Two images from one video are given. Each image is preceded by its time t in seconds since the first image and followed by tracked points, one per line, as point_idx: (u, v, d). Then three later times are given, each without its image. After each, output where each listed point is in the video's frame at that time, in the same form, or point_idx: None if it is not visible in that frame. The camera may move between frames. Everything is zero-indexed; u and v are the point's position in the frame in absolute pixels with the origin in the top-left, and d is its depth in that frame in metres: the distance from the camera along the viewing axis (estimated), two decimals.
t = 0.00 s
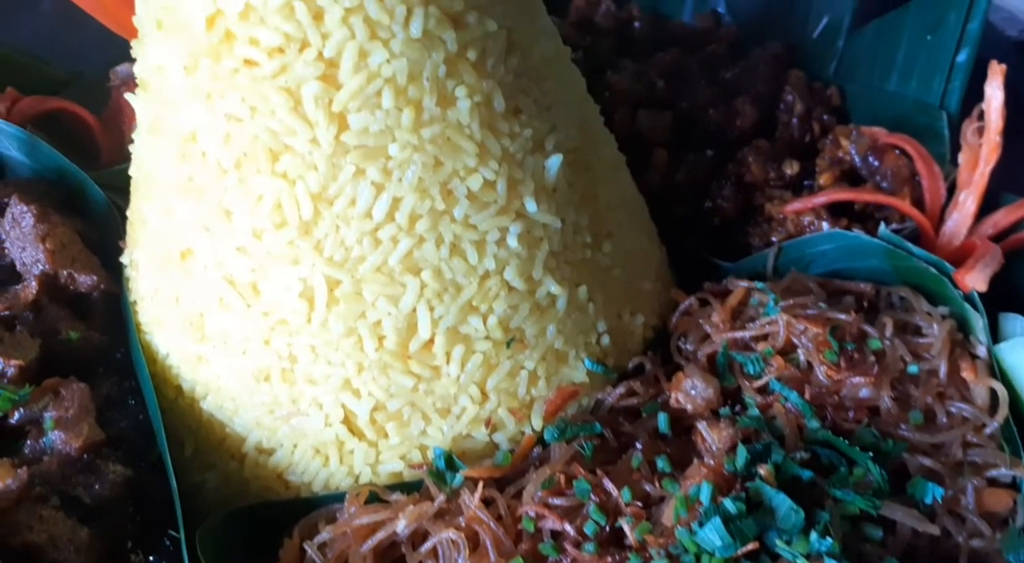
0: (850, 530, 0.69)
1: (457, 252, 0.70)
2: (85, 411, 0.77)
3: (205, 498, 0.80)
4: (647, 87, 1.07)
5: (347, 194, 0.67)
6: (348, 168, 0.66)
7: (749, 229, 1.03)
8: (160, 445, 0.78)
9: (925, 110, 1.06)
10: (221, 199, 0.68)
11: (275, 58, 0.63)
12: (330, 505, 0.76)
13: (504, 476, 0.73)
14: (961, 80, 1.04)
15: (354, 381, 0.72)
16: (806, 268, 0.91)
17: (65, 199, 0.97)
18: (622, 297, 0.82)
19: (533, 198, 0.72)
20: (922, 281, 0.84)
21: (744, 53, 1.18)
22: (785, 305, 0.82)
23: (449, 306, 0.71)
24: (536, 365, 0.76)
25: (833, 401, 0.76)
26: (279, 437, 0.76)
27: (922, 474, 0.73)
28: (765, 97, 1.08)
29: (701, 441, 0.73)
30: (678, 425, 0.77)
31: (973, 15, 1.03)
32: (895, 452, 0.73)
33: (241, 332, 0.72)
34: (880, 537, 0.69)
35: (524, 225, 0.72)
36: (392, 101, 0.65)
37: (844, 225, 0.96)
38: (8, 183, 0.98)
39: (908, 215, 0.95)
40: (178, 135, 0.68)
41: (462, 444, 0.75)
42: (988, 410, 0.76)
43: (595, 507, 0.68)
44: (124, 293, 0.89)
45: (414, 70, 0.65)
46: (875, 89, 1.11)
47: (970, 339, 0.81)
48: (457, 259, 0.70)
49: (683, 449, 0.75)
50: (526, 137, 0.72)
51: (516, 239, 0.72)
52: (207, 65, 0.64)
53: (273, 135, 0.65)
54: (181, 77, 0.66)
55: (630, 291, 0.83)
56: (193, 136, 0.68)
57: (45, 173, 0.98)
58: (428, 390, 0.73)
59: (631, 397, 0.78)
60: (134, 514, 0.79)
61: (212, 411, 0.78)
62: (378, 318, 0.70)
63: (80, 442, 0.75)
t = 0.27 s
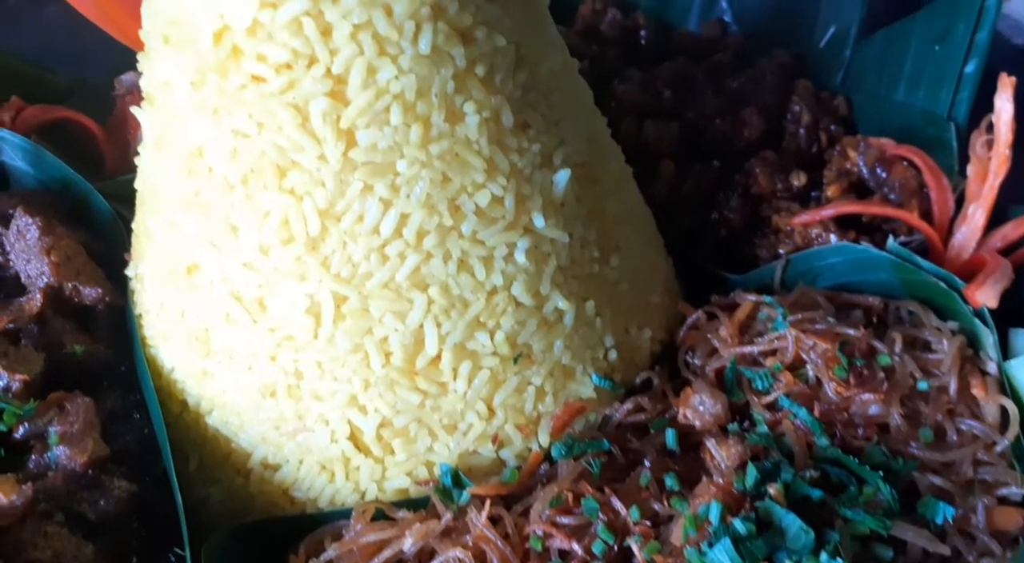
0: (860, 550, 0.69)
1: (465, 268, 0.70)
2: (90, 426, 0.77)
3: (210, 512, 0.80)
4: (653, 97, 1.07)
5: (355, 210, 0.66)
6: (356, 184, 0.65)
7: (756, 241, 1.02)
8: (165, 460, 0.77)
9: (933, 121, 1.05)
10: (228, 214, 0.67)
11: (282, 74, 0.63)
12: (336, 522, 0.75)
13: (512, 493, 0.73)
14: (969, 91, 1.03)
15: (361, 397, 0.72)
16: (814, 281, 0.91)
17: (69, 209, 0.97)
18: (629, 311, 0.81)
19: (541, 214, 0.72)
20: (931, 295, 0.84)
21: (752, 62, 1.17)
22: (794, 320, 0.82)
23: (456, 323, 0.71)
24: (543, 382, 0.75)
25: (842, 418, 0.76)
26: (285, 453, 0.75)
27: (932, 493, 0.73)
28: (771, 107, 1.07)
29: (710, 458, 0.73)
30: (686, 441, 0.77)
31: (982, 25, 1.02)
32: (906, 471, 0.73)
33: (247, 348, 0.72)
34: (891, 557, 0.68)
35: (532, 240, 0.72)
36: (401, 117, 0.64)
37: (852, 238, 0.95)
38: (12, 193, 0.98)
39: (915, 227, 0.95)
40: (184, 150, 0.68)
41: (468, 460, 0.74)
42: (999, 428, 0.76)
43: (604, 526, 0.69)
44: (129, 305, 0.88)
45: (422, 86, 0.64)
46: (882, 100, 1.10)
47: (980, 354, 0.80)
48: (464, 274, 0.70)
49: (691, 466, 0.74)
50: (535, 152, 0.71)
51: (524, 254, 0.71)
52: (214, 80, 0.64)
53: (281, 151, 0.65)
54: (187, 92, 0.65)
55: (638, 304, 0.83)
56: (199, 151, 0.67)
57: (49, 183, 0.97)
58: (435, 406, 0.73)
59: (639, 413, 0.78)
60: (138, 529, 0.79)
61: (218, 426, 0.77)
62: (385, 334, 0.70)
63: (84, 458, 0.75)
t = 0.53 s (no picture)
0: None
1: (472, 282, 0.70)
2: (96, 437, 0.77)
3: (214, 525, 0.80)
4: (659, 107, 1.07)
5: (362, 225, 0.66)
6: (363, 199, 0.65)
7: (761, 252, 1.02)
8: (171, 473, 0.78)
9: (939, 132, 1.04)
10: (235, 228, 0.67)
11: (290, 89, 0.63)
12: (342, 535, 0.76)
13: (517, 508, 0.73)
14: (976, 102, 1.02)
15: (367, 411, 0.72)
16: (820, 293, 0.91)
17: (75, 218, 0.97)
18: (635, 323, 0.81)
19: (548, 227, 0.71)
20: (938, 308, 0.84)
21: (756, 72, 1.18)
22: (800, 333, 0.82)
23: (462, 336, 0.71)
24: (549, 396, 0.75)
25: (849, 433, 0.76)
26: (291, 466, 0.75)
27: (939, 509, 0.74)
28: (777, 117, 1.07)
29: (715, 473, 0.73)
30: (691, 455, 0.77)
31: (988, 35, 1.02)
32: (912, 487, 0.74)
33: (253, 361, 0.72)
34: None
35: (539, 254, 0.71)
36: (408, 132, 0.64)
37: (859, 250, 0.95)
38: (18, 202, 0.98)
39: (922, 239, 0.94)
40: (191, 163, 0.68)
41: (474, 474, 0.74)
42: (1005, 444, 0.77)
43: (610, 542, 0.69)
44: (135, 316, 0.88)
45: (430, 101, 0.64)
46: (887, 110, 1.09)
47: (987, 369, 0.80)
48: (471, 288, 0.70)
49: (698, 481, 0.74)
50: (541, 166, 0.71)
51: (531, 268, 0.71)
52: (222, 95, 0.64)
53: (288, 165, 0.65)
54: (195, 106, 0.65)
55: (644, 316, 0.82)
56: (206, 165, 0.67)
57: (55, 192, 0.97)
58: (441, 420, 0.72)
59: (645, 427, 0.78)
60: (142, 540, 0.80)
61: (224, 438, 0.77)
62: (391, 348, 0.70)
63: (90, 470, 0.76)
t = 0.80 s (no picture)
0: None
1: (484, 302, 0.69)
2: (106, 456, 0.77)
3: (224, 543, 0.80)
4: (670, 121, 1.07)
5: (375, 246, 0.66)
6: (376, 220, 0.65)
7: (773, 267, 1.01)
8: (181, 491, 0.77)
9: (952, 147, 1.03)
10: (246, 249, 0.67)
11: (304, 111, 0.63)
12: (352, 554, 0.75)
13: (529, 529, 0.72)
14: (988, 118, 1.01)
15: (378, 432, 0.71)
16: (832, 310, 0.90)
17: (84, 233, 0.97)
18: (646, 343, 0.81)
19: (560, 248, 0.71)
20: (952, 328, 0.83)
21: (768, 84, 1.17)
22: (813, 352, 0.81)
23: (474, 357, 0.70)
24: (560, 416, 0.74)
25: (863, 454, 0.76)
26: (301, 485, 0.75)
27: (953, 532, 0.74)
28: (788, 132, 1.07)
29: (728, 494, 0.73)
30: (704, 476, 0.76)
31: (1000, 52, 1.01)
32: (927, 510, 0.74)
33: (264, 381, 0.71)
34: None
35: (551, 274, 0.71)
36: (422, 154, 0.64)
37: (871, 268, 0.94)
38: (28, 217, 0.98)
39: (934, 256, 0.94)
40: (202, 183, 0.67)
41: (485, 494, 0.74)
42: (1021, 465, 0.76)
43: None
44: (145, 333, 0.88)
45: (443, 123, 0.64)
46: (899, 125, 1.09)
47: (1001, 391, 0.79)
48: (483, 309, 0.69)
49: (710, 503, 0.74)
50: (554, 187, 0.70)
51: (542, 288, 0.71)
52: (235, 117, 0.64)
53: (301, 188, 0.64)
54: (208, 127, 0.65)
55: (656, 335, 0.82)
56: (218, 185, 0.67)
57: (64, 207, 0.97)
58: (452, 441, 0.72)
59: (657, 447, 0.77)
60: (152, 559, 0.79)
61: (233, 457, 0.77)
62: (402, 369, 0.69)
63: (100, 489, 0.75)
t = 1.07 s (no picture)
0: None
1: (490, 310, 0.69)
2: (110, 463, 0.77)
3: (229, 552, 0.79)
4: (674, 126, 1.07)
5: (381, 254, 0.65)
6: (383, 228, 0.65)
7: (779, 272, 1.00)
8: (185, 499, 0.76)
9: (958, 152, 1.03)
10: (252, 257, 0.67)
11: (311, 120, 0.62)
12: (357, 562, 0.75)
13: (535, 538, 0.72)
14: (995, 123, 1.02)
15: (383, 440, 0.71)
16: (839, 316, 0.90)
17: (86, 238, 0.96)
18: (653, 349, 0.80)
19: (567, 255, 0.71)
20: (960, 334, 0.82)
21: (773, 89, 1.17)
22: (821, 359, 0.81)
23: (481, 365, 0.70)
24: (567, 423, 0.74)
25: (871, 462, 0.76)
26: (306, 493, 0.75)
27: (962, 540, 0.73)
28: (794, 137, 1.07)
29: (736, 503, 0.72)
30: (712, 483, 0.76)
31: (1007, 57, 1.01)
32: (936, 519, 0.73)
33: (269, 389, 0.71)
34: None
35: (558, 281, 0.70)
36: (429, 163, 0.64)
37: (878, 274, 0.94)
38: (29, 222, 0.97)
39: (940, 261, 0.93)
40: (208, 191, 0.67)
41: (491, 502, 0.74)
42: None
43: None
44: (149, 339, 0.88)
45: (451, 132, 0.64)
46: (904, 130, 1.08)
47: (1010, 398, 0.79)
48: (490, 316, 0.69)
49: (718, 511, 0.73)
50: (561, 194, 0.70)
51: (549, 295, 0.70)
52: (242, 125, 0.63)
53: (307, 196, 0.64)
54: (214, 135, 0.65)
55: (662, 342, 0.82)
56: (224, 193, 0.67)
57: (67, 212, 0.97)
58: (458, 449, 0.72)
59: (664, 454, 0.77)
60: None
61: (238, 465, 0.77)
62: (409, 377, 0.69)
63: (104, 497, 0.75)
